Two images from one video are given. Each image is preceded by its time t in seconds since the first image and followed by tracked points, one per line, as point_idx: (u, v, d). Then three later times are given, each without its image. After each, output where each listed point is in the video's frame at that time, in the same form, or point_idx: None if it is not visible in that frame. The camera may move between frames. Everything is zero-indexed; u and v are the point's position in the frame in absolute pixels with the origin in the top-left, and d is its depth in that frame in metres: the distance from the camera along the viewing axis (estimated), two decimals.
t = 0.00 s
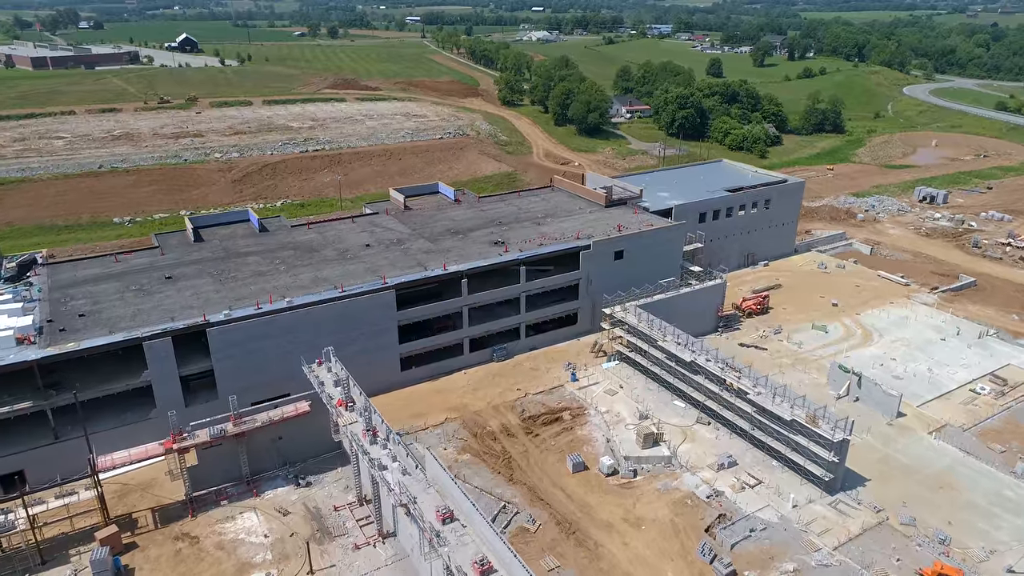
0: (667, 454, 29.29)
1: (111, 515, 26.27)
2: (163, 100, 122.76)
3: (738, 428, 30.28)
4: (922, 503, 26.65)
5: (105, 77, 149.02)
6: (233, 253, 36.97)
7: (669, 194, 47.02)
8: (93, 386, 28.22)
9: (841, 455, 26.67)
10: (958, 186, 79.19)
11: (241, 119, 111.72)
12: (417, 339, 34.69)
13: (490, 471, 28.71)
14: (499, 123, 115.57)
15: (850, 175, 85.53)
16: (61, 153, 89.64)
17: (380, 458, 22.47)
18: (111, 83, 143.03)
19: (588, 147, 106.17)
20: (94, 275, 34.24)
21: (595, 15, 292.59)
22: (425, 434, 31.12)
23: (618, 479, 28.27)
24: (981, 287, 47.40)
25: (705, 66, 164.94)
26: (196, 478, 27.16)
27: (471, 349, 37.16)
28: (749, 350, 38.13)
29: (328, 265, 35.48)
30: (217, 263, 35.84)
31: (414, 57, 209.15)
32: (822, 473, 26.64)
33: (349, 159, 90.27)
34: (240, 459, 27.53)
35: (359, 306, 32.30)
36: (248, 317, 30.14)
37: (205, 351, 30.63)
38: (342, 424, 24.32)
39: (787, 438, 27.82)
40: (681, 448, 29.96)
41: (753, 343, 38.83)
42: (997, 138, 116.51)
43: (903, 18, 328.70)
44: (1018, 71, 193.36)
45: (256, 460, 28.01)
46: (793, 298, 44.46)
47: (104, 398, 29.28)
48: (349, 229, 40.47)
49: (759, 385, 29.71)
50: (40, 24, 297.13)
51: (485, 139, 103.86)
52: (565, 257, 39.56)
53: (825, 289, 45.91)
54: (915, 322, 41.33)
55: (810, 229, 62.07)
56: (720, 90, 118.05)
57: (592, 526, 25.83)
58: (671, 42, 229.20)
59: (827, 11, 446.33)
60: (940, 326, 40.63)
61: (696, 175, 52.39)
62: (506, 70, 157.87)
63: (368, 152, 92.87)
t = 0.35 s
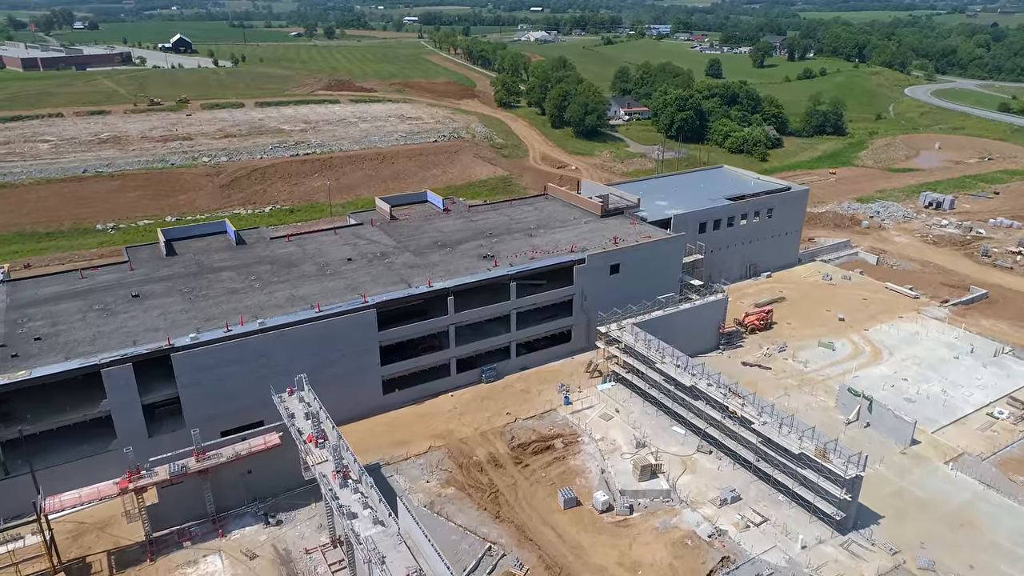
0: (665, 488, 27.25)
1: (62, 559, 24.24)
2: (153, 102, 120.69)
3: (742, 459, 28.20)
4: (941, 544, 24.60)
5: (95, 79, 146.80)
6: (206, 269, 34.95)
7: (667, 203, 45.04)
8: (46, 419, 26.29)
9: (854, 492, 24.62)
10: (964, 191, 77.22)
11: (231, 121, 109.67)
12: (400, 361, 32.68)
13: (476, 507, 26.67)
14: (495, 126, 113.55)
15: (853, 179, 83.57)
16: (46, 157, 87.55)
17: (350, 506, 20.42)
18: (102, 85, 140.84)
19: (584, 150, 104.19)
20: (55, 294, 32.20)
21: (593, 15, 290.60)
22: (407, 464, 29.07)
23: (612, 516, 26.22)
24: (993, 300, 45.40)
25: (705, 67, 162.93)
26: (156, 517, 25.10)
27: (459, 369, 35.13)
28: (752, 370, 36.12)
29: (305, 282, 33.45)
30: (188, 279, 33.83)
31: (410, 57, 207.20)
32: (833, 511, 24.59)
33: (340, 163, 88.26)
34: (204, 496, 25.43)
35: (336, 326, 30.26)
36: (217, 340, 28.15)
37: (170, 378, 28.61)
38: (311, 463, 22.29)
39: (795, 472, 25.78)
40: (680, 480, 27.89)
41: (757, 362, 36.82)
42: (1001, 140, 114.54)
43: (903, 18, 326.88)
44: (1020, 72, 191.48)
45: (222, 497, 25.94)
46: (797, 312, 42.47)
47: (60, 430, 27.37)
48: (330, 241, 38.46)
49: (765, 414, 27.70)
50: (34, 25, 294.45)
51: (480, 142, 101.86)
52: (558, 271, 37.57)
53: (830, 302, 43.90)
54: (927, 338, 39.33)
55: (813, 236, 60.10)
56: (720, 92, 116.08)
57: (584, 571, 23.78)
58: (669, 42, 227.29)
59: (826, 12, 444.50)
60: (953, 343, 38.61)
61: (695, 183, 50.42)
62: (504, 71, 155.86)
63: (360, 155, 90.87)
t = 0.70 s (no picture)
0: (664, 528, 25.12)
1: None
2: (142, 104, 118.46)
3: (747, 497, 26.06)
4: None
5: (84, 81, 144.40)
6: (175, 287, 32.83)
7: (665, 213, 42.98)
8: None
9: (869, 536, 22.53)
10: (970, 196, 75.27)
11: (221, 124, 107.49)
12: (380, 386, 30.58)
13: (457, 551, 24.55)
14: (490, 128, 111.44)
15: (855, 184, 81.61)
16: (28, 161, 85.28)
17: (310, 563, 18.56)
18: (91, 86, 138.47)
19: (581, 153, 102.16)
20: (10, 316, 30.09)
21: (591, 15, 288.45)
22: (385, 500, 26.97)
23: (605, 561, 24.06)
24: (1007, 314, 43.39)
25: (703, 69, 161.06)
26: (107, 566, 22.90)
27: (444, 394, 33.01)
28: (757, 393, 33.99)
29: (279, 301, 31.35)
30: (154, 298, 31.73)
31: (405, 57, 205.02)
32: (847, 559, 22.45)
33: (330, 167, 86.18)
34: (161, 542, 23.26)
35: (310, 351, 28.16)
36: (179, 369, 26.09)
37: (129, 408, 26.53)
38: (273, 512, 20.37)
39: (804, 514, 23.67)
40: (680, 520, 25.73)
41: (760, 384, 34.73)
42: (1005, 143, 112.64)
43: (902, 18, 325.00)
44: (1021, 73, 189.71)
45: (181, 542, 23.73)
46: (802, 329, 40.43)
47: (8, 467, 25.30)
48: (309, 256, 36.37)
49: (771, 448, 25.66)
50: (26, 25, 291.31)
51: (475, 146, 99.82)
52: (550, 287, 35.50)
53: (836, 318, 41.86)
54: (939, 357, 37.28)
55: (817, 245, 58.07)
56: (719, 93, 114.09)
57: None
58: (667, 43, 225.33)
59: (825, 12, 442.75)
60: (967, 363, 36.56)
61: (694, 191, 48.37)
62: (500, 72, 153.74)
63: (351, 159, 88.76)
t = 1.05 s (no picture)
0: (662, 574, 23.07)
1: None
2: (132, 106, 116.27)
3: (752, 539, 24.01)
4: None
5: (74, 82, 142.14)
6: (142, 306, 30.79)
7: (664, 224, 40.99)
8: None
9: None
10: (976, 202, 73.37)
11: (211, 126, 105.37)
12: (358, 414, 28.57)
13: None
14: (485, 131, 109.41)
15: (858, 189, 79.67)
16: (11, 166, 83.15)
17: None
18: (81, 88, 136.18)
19: (578, 156, 100.19)
20: None
21: (589, 15, 286.23)
22: (362, 541, 24.97)
23: None
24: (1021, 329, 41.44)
25: (702, 70, 159.12)
26: None
27: (428, 420, 31.01)
28: (761, 418, 31.97)
29: (251, 322, 29.31)
30: (118, 318, 29.70)
31: (402, 58, 202.90)
32: None
33: (321, 171, 84.13)
34: None
35: (281, 378, 26.12)
36: (137, 400, 24.01)
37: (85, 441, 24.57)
38: (228, 569, 18.16)
39: (816, 561, 21.60)
40: (679, 564, 23.66)
41: (765, 408, 32.73)
42: (1009, 145, 110.62)
43: (901, 18, 322.97)
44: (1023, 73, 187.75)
45: None
46: (807, 346, 38.45)
47: None
48: (287, 272, 34.35)
49: (778, 486, 23.65)
50: (20, 25, 288.73)
51: (470, 148, 97.81)
52: (541, 305, 33.49)
53: (843, 334, 39.90)
54: (953, 376, 35.31)
55: (821, 253, 56.12)
56: (718, 95, 112.11)
57: None
58: (666, 43, 223.24)
59: (824, 12, 440.78)
60: (982, 384, 34.58)
61: (694, 199, 46.35)
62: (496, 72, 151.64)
63: (343, 163, 86.72)
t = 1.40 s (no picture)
0: None
1: None
2: (120, 108, 114.05)
3: None
4: None
5: (64, 83, 139.82)
6: (103, 328, 28.67)
7: (662, 235, 39.01)
8: None
9: None
10: (983, 207, 71.48)
11: (200, 129, 103.19)
12: (333, 445, 26.57)
13: None
14: (481, 133, 107.36)
15: (862, 193, 77.76)
16: None
17: None
18: (70, 89, 133.86)
19: (574, 159, 98.25)
20: None
21: (587, 16, 283.93)
22: None
23: None
24: None
25: (702, 71, 157.13)
26: None
27: (411, 449, 28.98)
28: (766, 445, 29.99)
29: (220, 346, 27.25)
30: (77, 341, 27.61)
31: (398, 58, 200.73)
32: None
33: (311, 175, 82.02)
34: None
35: (247, 410, 24.06)
36: (87, 438, 21.89)
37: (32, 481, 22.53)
38: None
39: None
40: None
41: (770, 434, 30.75)
42: (1014, 148, 108.67)
43: (901, 18, 321.10)
44: None
45: None
46: (813, 364, 36.52)
47: None
48: (262, 289, 32.30)
49: (786, 530, 21.67)
50: (12, 25, 285.63)
51: (464, 152, 95.85)
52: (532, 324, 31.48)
53: (851, 351, 37.93)
54: (968, 399, 33.35)
55: (825, 262, 54.13)
56: (717, 97, 110.13)
57: None
58: (664, 44, 221.30)
59: (823, 12, 438.85)
60: (998, 407, 32.63)
61: (693, 208, 44.42)
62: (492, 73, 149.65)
63: (334, 167, 84.68)
